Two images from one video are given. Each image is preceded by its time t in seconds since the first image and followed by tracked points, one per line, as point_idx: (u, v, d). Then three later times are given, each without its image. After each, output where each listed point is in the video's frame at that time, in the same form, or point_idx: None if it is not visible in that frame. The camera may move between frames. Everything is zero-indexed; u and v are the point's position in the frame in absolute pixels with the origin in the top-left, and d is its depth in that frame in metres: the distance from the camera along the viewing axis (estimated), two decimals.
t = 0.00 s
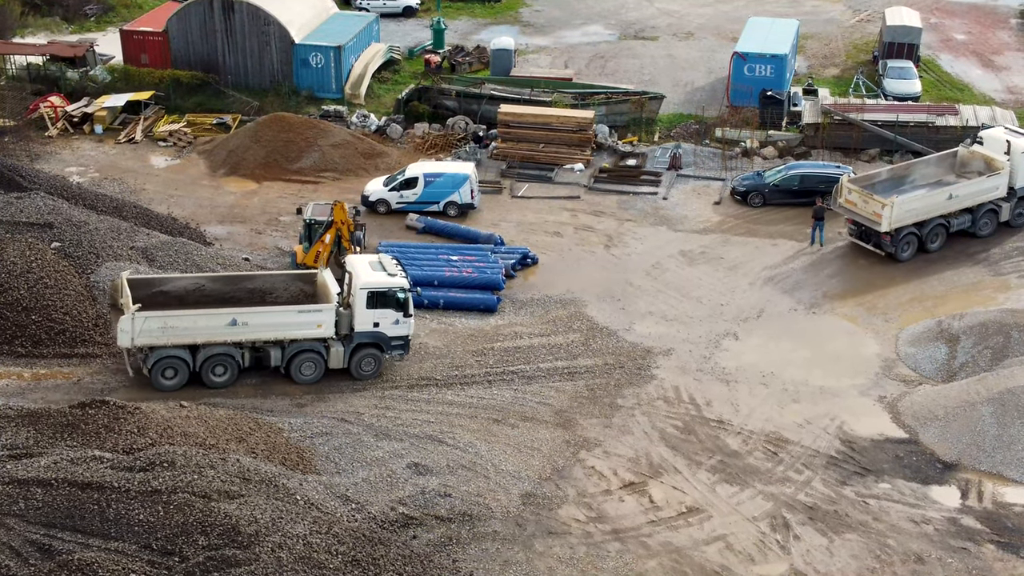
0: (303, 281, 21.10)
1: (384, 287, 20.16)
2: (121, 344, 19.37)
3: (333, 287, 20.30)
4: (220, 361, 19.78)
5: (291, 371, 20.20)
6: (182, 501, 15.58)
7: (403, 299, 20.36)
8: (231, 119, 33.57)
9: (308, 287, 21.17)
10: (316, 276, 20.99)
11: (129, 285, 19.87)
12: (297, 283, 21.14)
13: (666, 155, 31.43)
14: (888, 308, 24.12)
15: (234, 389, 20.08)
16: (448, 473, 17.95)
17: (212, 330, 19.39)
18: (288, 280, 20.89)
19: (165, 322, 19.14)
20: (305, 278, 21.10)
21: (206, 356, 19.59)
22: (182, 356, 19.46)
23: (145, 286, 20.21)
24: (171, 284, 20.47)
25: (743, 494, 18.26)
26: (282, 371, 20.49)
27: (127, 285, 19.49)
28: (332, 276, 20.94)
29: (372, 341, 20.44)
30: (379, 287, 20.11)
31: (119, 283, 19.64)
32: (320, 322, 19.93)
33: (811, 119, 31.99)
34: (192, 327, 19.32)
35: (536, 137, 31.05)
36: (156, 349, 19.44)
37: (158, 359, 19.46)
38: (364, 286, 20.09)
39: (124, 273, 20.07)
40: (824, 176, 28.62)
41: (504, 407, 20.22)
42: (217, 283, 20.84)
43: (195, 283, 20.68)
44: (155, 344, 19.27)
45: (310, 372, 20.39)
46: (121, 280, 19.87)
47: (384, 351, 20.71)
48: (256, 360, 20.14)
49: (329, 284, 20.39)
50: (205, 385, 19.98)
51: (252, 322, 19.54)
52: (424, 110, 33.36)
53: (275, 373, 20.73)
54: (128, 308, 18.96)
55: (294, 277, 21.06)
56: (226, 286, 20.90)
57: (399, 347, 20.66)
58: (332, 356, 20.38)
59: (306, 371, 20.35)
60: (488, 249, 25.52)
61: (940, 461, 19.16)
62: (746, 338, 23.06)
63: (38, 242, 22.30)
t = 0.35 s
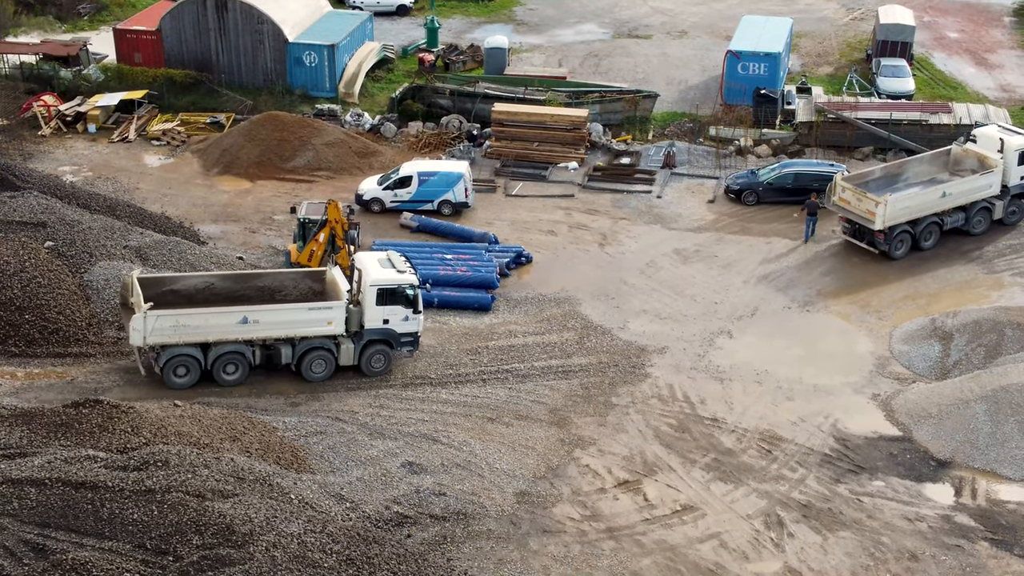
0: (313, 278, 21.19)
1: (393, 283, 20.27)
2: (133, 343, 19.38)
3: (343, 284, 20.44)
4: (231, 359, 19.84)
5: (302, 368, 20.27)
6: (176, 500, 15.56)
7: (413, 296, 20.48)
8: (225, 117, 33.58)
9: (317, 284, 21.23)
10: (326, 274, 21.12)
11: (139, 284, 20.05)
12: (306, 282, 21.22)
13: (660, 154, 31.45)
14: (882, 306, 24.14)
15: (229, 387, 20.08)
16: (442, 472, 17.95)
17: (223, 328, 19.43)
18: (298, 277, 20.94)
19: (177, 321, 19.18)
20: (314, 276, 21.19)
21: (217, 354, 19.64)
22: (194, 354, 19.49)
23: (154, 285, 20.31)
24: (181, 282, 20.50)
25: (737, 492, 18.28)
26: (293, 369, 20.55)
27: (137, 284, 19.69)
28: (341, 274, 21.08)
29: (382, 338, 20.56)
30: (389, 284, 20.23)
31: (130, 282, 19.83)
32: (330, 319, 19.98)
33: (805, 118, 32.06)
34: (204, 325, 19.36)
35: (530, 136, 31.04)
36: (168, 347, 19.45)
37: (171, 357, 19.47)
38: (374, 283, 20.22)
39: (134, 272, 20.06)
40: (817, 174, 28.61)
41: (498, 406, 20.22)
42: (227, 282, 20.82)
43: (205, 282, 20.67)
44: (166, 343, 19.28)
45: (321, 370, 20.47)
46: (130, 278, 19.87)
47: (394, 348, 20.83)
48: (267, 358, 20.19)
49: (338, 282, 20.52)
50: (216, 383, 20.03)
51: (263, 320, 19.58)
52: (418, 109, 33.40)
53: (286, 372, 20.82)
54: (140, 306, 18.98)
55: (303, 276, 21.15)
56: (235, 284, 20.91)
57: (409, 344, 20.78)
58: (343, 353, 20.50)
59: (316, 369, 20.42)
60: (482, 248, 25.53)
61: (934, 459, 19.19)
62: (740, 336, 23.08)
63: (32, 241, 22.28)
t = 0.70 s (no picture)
0: (321, 276, 21.26)
1: (402, 280, 20.43)
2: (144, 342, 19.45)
3: (352, 281, 20.63)
4: (242, 357, 19.93)
5: (312, 365, 20.40)
6: (170, 499, 15.55)
7: (421, 292, 20.67)
8: (218, 116, 33.53)
9: (325, 281, 21.32)
10: (333, 271, 21.25)
11: (149, 282, 20.23)
12: (314, 279, 21.30)
13: (653, 151, 31.46)
14: (875, 303, 24.19)
15: (223, 386, 20.08)
16: (436, 470, 17.95)
17: (234, 326, 19.52)
18: (306, 274, 21.01)
19: (187, 319, 19.24)
20: (322, 273, 21.27)
21: (228, 351, 19.74)
22: (205, 352, 19.56)
23: (164, 283, 20.40)
24: (190, 280, 20.53)
25: (731, 489, 18.30)
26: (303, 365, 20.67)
27: (148, 283, 19.91)
28: (348, 271, 21.20)
29: (391, 334, 20.71)
30: (398, 280, 20.38)
31: (140, 281, 19.91)
32: (340, 316, 20.16)
33: (797, 116, 32.16)
34: (215, 324, 19.43)
35: (524, 134, 31.07)
36: (179, 345, 19.52)
37: (181, 355, 19.53)
38: (383, 280, 20.37)
39: (144, 271, 20.19)
40: (811, 171, 28.66)
41: (492, 404, 20.23)
42: (235, 280, 20.84)
43: (213, 280, 20.66)
44: (177, 341, 19.35)
45: (331, 367, 20.60)
46: (140, 277, 20.01)
47: (402, 344, 20.98)
48: (277, 355, 20.30)
49: (347, 279, 20.65)
50: (227, 380, 20.13)
51: (273, 317, 19.66)
52: (411, 108, 33.50)
53: (296, 369, 20.93)
54: (152, 305, 19.05)
55: (312, 272, 21.23)
56: (243, 281, 20.91)
57: (417, 340, 20.95)
58: (352, 349, 20.60)
59: (326, 365, 20.55)
60: (475, 246, 25.56)
61: (927, 456, 19.23)
62: (733, 334, 23.11)
63: (25, 240, 22.26)
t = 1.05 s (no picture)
0: (329, 273, 21.30)
1: (411, 277, 20.52)
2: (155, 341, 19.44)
3: (360, 278, 20.66)
4: (252, 355, 19.98)
5: (322, 362, 20.48)
6: (163, 499, 15.52)
7: (429, 289, 20.77)
8: (210, 115, 33.50)
9: (333, 279, 21.36)
10: (340, 268, 21.29)
11: (159, 282, 20.33)
12: (322, 276, 21.32)
13: (646, 150, 31.46)
14: (868, 301, 24.23)
15: (215, 386, 20.04)
16: (429, 468, 17.95)
17: (245, 324, 19.56)
18: (314, 273, 21.05)
19: (198, 318, 19.25)
20: (331, 270, 21.31)
21: (239, 350, 19.79)
22: (216, 351, 19.61)
23: (174, 281, 20.42)
24: (199, 279, 20.57)
25: (724, 487, 18.32)
26: (312, 363, 20.74)
27: (158, 282, 20.00)
28: (356, 268, 21.16)
29: (399, 331, 20.80)
30: (407, 278, 20.46)
31: (150, 281, 20.04)
32: (350, 313, 20.21)
33: (791, 114, 32.03)
34: (226, 322, 19.47)
35: (517, 132, 31.06)
36: (190, 344, 19.54)
37: (193, 354, 19.57)
38: (392, 277, 20.43)
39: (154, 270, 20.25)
40: (804, 170, 28.69)
41: (486, 403, 20.23)
42: (244, 278, 20.93)
43: (222, 278, 20.75)
44: (188, 340, 19.39)
45: (340, 364, 20.71)
46: (150, 276, 20.11)
47: (410, 341, 21.09)
48: (287, 353, 20.35)
49: (356, 276, 20.63)
50: (238, 379, 20.20)
51: (283, 315, 19.72)
52: (404, 106, 33.45)
53: (305, 366, 21.01)
54: (163, 305, 19.02)
55: (320, 270, 21.25)
56: (252, 280, 20.98)
57: (425, 336, 21.08)
58: (361, 347, 20.64)
59: (335, 362, 20.65)
60: (469, 245, 25.57)
61: (920, 453, 19.28)
62: (726, 332, 23.14)
63: (17, 239, 22.25)
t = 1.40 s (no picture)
0: (337, 270, 21.55)
1: (419, 274, 20.57)
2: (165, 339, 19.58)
3: (369, 276, 20.76)
4: (263, 353, 20.14)
5: (331, 359, 20.60)
6: (157, 497, 15.51)
7: (437, 286, 20.79)
8: (203, 114, 33.48)
9: (341, 276, 21.61)
10: (349, 265, 21.46)
11: (169, 280, 20.32)
12: (330, 273, 21.57)
13: (640, 148, 31.46)
14: (861, 299, 24.26)
15: (207, 385, 20.03)
16: (424, 467, 17.95)
17: (255, 322, 19.73)
18: (322, 270, 21.29)
19: (210, 316, 19.40)
20: (338, 267, 21.54)
21: (249, 347, 19.94)
22: (227, 349, 19.78)
23: (183, 280, 20.45)
24: (209, 278, 20.65)
25: (718, 485, 18.34)
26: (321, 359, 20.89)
27: (168, 280, 20.00)
28: (366, 265, 21.38)
29: (408, 328, 20.90)
30: (414, 275, 20.52)
31: (159, 279, 20.13)
32: (359, 310, 20.39)
33: (783, 112, 32.22)
34: (236, 320, 19.62)
35: (511, 131, 31.03)
36: (201, 342, 19.70)
37: (203, 352, 19.73)
38: (400, 274, 20.50)
39: (163, 268, 20.29)
40: (797, 168, 28.75)
41: (480, 401, 20.24)
42: (253, 276, 21.02)
43: (231, 276, 20.87)
44: (200, 338, 19.54)
45: (349, 360, 20.81)
46: (159, 275, 20.17)
47: (419, 337, 21.17)
48: (297, 350, 20.51)
49: (365, 273, 20.80)
50: (248, 376, 20.34)
51: (293, 313, 19.89)
52: (397, 105, 33.43)
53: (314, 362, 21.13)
54: (174, 303, 19.16)
55: (327, 267, 21.52)
56: (261, 277, 21.15)
57: (434, 333, 21.12)
58: (370, 343, 20.79)
59: (345, 359, 20.76)
60: (462, 243, 25.53)
61: (913, 450, 19.32)
62: (720, 330, 23.17)
63: (10, 239, 22.22)
